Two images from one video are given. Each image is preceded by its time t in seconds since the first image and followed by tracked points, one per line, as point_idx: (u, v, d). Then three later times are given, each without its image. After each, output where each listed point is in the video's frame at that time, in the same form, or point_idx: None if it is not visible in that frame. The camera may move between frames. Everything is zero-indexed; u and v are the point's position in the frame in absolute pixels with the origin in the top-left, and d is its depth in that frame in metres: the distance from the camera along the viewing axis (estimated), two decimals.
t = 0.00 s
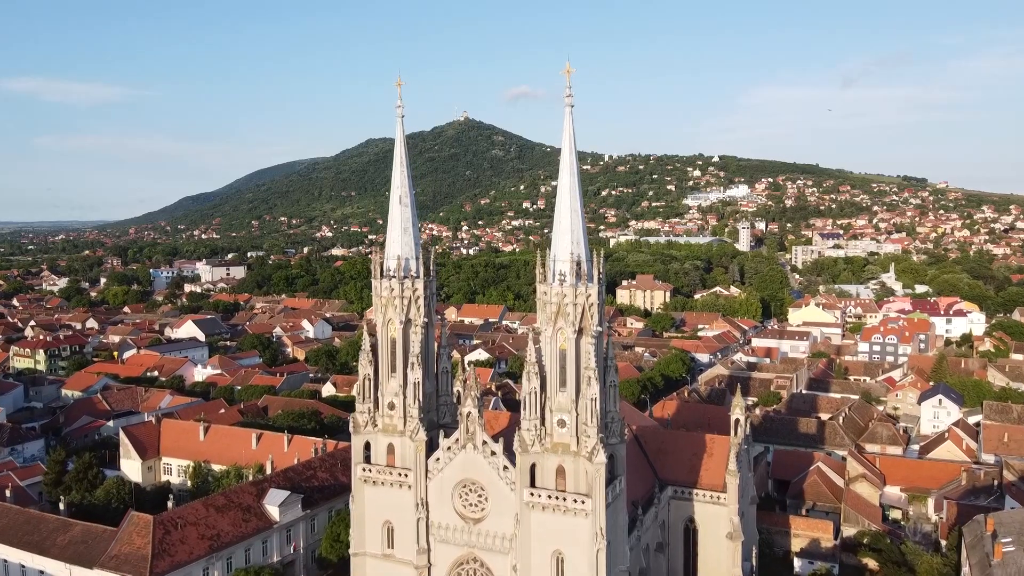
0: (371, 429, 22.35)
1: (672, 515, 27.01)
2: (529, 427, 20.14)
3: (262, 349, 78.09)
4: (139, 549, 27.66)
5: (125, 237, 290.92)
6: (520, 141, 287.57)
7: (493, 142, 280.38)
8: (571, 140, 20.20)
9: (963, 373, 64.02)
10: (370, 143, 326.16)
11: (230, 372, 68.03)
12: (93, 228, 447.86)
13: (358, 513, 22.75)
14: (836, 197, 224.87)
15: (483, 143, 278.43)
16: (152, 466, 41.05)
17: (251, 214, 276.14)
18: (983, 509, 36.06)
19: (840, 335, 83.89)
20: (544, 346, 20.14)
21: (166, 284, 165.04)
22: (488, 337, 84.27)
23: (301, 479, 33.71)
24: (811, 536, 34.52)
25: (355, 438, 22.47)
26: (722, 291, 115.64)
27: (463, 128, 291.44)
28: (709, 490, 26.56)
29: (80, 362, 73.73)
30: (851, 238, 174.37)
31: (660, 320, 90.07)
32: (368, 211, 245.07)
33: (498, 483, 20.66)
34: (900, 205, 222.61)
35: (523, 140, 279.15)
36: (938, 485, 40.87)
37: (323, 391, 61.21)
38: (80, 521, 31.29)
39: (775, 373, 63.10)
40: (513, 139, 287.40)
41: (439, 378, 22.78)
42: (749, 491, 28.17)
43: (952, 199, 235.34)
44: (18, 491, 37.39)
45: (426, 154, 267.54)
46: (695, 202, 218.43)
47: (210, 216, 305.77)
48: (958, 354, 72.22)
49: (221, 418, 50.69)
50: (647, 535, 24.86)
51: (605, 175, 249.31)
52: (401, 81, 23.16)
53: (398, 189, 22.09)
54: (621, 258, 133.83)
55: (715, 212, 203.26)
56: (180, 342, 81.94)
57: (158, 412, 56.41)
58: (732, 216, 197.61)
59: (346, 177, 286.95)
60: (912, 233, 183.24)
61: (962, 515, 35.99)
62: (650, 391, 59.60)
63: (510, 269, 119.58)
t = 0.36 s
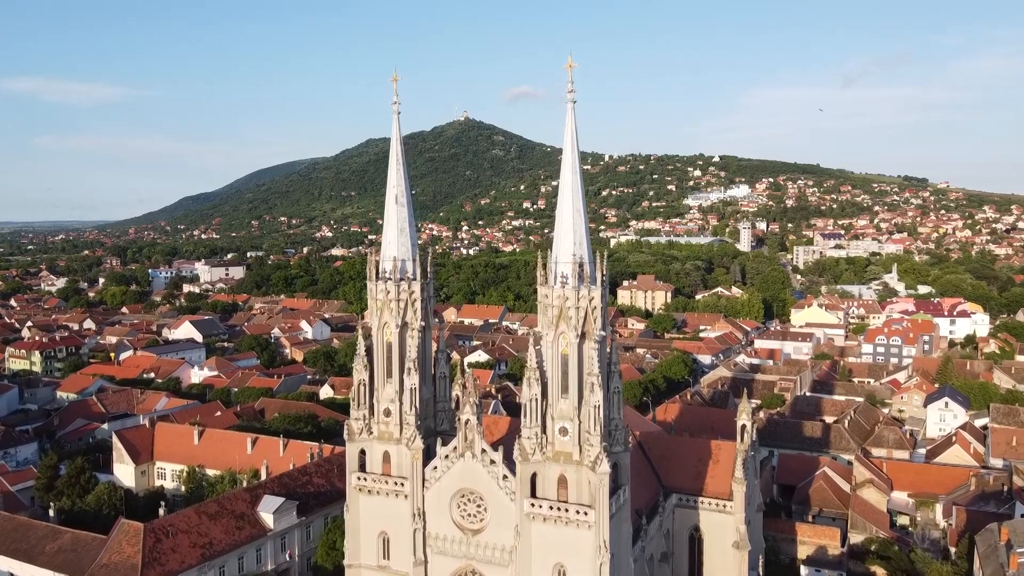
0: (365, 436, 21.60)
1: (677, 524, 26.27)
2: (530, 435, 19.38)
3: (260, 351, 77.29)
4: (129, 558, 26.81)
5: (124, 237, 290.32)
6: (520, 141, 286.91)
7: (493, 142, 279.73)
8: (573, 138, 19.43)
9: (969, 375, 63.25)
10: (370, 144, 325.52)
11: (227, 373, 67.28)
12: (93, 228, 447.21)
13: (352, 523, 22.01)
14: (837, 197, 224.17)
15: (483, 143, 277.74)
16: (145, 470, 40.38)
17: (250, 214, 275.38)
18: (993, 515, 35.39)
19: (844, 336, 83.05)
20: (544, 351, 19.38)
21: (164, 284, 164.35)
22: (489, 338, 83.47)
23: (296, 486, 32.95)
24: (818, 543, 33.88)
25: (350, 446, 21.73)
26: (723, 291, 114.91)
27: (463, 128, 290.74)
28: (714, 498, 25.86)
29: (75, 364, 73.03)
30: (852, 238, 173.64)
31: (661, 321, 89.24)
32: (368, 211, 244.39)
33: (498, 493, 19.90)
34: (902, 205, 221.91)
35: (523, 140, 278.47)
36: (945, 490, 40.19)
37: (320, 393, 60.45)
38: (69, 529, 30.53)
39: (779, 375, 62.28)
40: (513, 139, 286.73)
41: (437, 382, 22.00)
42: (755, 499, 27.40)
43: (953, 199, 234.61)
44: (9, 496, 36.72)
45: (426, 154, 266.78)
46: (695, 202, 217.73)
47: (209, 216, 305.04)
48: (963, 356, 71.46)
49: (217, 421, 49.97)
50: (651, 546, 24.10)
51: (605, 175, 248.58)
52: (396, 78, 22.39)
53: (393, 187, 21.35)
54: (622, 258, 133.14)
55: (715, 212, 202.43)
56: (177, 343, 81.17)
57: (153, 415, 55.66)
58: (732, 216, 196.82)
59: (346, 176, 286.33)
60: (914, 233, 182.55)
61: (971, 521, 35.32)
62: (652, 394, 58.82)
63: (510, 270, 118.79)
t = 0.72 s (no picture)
0: (360, 443, 20.87)
1: (682, 532, 25.55)
2: (531, 443, 18.69)
3: (258, 352, 76.54)
4: (119, 568, 26.03)
5: (124, 237, 289.67)
6: (520, 141, 286.25)
7: (494, 142, 279.06)
8: (575, 134, 18.72)
9: (974, 377, 62.55)
10: (371, 144, 324.89)
11: (224, 375, 66.48)
12: (92, 228, 446.42)
13: (347, 533, 21.29)
14: (838, 197, 223.44)
15: (483, 143, 277.08)
16: (138, 475, 39.69)
17: (250, 214, 274.69)
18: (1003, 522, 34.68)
19: (846, 337, 82.30)
20: (545, 356, 18.66)
21: (163, 284, 163.61)
22: (489, 339, 82.73)
23: (291, 492, 32.24)
24: (824, 550, 33.23)
25: (344, 454, 21.02)
26: (725, 291, 114.19)
27: (463, 128, 290.01)
28: (720, 506, 25.16)
29: (71, 365, 72.28)
30: (854, 238, 172.89)
31: (663, 322, 88.42)
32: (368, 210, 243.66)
33: (497, 504, 19.19)
34: (903, 205, 221.21)
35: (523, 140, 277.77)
36: (954, 496, 39.48)
37: (318, 395, 59.72)
38: (59, 536, 29.80)
39: (782, 377, 61.53)
40: (513, 139, 286.08)
41: (435, 388, 21.28)
42: (762, 507, 26.67)
43: (954, 200, 233.91)
44: None
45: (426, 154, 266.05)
46: (696, 202, 217.00)
47: (209, 216, 304.41)
48: (968, 357, 70.71)
49: (213, 424, 49.27)
50: (655, 556, 23.39)
51: (606, 175, 247.84)
52: (392, 73, 21.65)
53: (389, 185, 20.62)
54: (623, 259, 132.45)
55: (716, 212, 201.77)
56: (174, 344, 80.44)
57: (149, 417, 54.92)
58: (733, 216, 196.18)
59: (346, 176, 285.74)
60: (915, 233, 181.88)
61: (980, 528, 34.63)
62: (654, 396, 58.02)
63: (510, 270, 118.10)
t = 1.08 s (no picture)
0: (354, 452, 20.09)
1: (687, 542, 24.80)
2: (532, 452, 17.93)
3: (255, 353, 75.74)
4: None
5: (124, 237, 289.10)
6: (520, 141, 285.43)
7: (494, 142, 278.25)
8: (578, 130, 17.97)
9: (980, 379, 61.77)
10: (371, 144, 324.17)
11: (221, 377, 65.67)
12: (93, 228, 445.92)
13: (340, 545, 20.51)
14: (840, 197, 222.70)
15: (483, 143, 276.26)
16: (131, 480, 39.02)
17: (249, 215, 274.00)
18: (1013, 528, 33.98)
19: (850, 338, 81.45)
20: (546, 361, 17.90)
21: (162, 285, 162.95)
22: (489, 340, 81.84)
23: (286, 498, 31.47)
24: (831, 558, 32.53)
25: (338, 463, 20.25)
26: (726, 292, 113.48)
27: (464, 127, 289.10)
28: (727, 515, 24.43)
29: (67, 366, 71.56)
30: (855, 238, 172.13)
31: (664, 322, 87.58)
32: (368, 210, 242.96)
33: (495, 515, 18.44)
34: (904, 205, 220.44)
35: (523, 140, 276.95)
36: (963, 501, 38.79)
37: (316, 397, 58.97)
38: (47, 544, 29.03)
39: (786, 379, 60.66)
40: (513, 139, 285.27)
41: (432, 394, 20.52)
42: (769, 516, 25.89)
43: (955, 200, 233.14)
44: None
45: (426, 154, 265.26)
46: (697, 202, 216.26)
47: (209, 216, 303.70)
48: (973, 359, 69.91)
49: (208, 427, 48.56)
50: (661, 568, 22.62)
51: (606, 175, 247.08)
52: (388, 69, 20.85)
53: (384, 183, 19.85)
54: (623, 259, 131.76)
55: (717, 212, 201.04)
56: (171, 345, 79.68)
57: (144, 420, 54.15)
58: (734, 217, 195.46)
59: (346, 176, 285.06)
60: (917, 234, 181.17)
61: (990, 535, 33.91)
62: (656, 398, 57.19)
63: (510, 271, 117.32)
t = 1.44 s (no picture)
0: (347, 462, 19.30)
1: (693, 553, 24.05)
2: (533, 464, 17.16)
3: (253, 355, 74.98)
4: None
5: (123, 237, 288.36)
6: (521, 141, 284.64)
7: (494, 142, 277.44)
8: (582, 126, 17.18)
9: (986, 381, 60.98)
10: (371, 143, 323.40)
11: (218, 378, 64.84)
12: (93, 228, 445.42)
13: (334, 558, 19.75)
14: (841, 197, 221.84)
15: (483, 142, 275.43)
16: (124, 485, 38.30)
17: (249, 214, 273.26)
18: None
19: (853, 339, 80.62)
20: (548, 369, 17.13)
21: (160, 285, 162.25)
22: (489, 341, 81.02)
23: (280, 505, 30.69)
24: (839, 566, 31.60)
25: (331, 472, 19.46)
26: (727, 292, 112.69)
27: (464, 127, 288.23)
28: (734, 524, 23.67)
29: (62, 368, 70.83)
30: (857, 238, 171.32)
31: (666, 323, 86.80)
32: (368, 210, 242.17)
33: (495, 528, 17.65)
34: (905, 205, 219.58)
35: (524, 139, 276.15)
36: (973, 508, 38.02)
37: (313, 400, 58.20)
38: (34, 553, 28.25)
39: (790, 382, 59.83)
40: (514, 139, 284.45)
41: (429, 401, 19.76)
42: (777, 524, 25.10)
43: (957, 200, 232.28)
44: None
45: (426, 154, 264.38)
46: (698, 202, 215.45)
47: (209, 216, 302.98)
48: (978, 360, 69.13)
49: (204, 430, 47.85)
50: None
51: (607, 174, 246.30)
52: (384, 63, 20.05)
53: (379, 182, 19.08)
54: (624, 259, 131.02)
55: (718, 212, 200.24)
56: (168, 346, 78.90)
57: (139, 423, 53.43)
58: (735, 216, 194.62)
59: (346, 176, 284.34)
60: (919, 234, 180.35)
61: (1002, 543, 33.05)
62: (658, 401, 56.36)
63: (510, 271, 116.52)
